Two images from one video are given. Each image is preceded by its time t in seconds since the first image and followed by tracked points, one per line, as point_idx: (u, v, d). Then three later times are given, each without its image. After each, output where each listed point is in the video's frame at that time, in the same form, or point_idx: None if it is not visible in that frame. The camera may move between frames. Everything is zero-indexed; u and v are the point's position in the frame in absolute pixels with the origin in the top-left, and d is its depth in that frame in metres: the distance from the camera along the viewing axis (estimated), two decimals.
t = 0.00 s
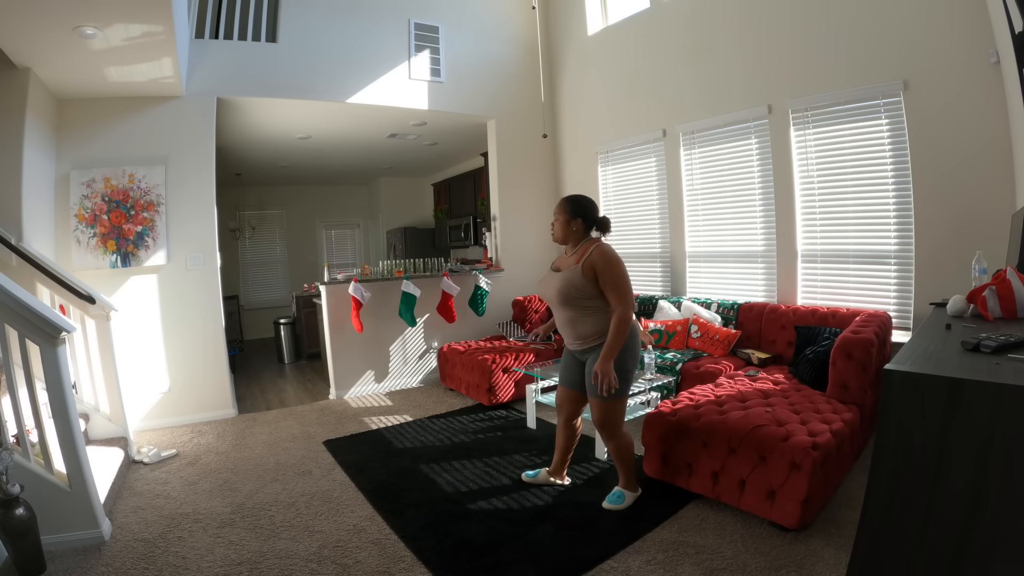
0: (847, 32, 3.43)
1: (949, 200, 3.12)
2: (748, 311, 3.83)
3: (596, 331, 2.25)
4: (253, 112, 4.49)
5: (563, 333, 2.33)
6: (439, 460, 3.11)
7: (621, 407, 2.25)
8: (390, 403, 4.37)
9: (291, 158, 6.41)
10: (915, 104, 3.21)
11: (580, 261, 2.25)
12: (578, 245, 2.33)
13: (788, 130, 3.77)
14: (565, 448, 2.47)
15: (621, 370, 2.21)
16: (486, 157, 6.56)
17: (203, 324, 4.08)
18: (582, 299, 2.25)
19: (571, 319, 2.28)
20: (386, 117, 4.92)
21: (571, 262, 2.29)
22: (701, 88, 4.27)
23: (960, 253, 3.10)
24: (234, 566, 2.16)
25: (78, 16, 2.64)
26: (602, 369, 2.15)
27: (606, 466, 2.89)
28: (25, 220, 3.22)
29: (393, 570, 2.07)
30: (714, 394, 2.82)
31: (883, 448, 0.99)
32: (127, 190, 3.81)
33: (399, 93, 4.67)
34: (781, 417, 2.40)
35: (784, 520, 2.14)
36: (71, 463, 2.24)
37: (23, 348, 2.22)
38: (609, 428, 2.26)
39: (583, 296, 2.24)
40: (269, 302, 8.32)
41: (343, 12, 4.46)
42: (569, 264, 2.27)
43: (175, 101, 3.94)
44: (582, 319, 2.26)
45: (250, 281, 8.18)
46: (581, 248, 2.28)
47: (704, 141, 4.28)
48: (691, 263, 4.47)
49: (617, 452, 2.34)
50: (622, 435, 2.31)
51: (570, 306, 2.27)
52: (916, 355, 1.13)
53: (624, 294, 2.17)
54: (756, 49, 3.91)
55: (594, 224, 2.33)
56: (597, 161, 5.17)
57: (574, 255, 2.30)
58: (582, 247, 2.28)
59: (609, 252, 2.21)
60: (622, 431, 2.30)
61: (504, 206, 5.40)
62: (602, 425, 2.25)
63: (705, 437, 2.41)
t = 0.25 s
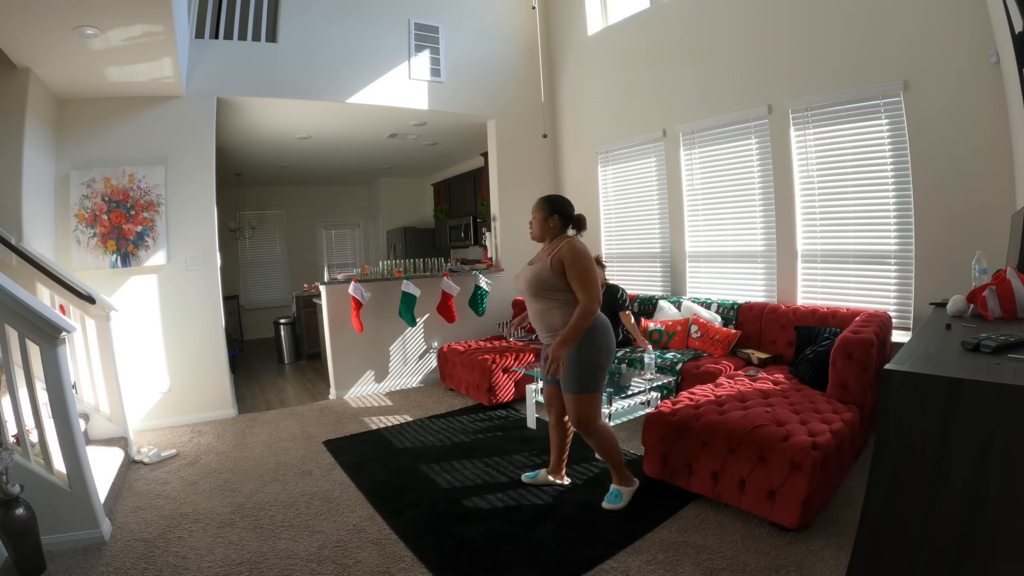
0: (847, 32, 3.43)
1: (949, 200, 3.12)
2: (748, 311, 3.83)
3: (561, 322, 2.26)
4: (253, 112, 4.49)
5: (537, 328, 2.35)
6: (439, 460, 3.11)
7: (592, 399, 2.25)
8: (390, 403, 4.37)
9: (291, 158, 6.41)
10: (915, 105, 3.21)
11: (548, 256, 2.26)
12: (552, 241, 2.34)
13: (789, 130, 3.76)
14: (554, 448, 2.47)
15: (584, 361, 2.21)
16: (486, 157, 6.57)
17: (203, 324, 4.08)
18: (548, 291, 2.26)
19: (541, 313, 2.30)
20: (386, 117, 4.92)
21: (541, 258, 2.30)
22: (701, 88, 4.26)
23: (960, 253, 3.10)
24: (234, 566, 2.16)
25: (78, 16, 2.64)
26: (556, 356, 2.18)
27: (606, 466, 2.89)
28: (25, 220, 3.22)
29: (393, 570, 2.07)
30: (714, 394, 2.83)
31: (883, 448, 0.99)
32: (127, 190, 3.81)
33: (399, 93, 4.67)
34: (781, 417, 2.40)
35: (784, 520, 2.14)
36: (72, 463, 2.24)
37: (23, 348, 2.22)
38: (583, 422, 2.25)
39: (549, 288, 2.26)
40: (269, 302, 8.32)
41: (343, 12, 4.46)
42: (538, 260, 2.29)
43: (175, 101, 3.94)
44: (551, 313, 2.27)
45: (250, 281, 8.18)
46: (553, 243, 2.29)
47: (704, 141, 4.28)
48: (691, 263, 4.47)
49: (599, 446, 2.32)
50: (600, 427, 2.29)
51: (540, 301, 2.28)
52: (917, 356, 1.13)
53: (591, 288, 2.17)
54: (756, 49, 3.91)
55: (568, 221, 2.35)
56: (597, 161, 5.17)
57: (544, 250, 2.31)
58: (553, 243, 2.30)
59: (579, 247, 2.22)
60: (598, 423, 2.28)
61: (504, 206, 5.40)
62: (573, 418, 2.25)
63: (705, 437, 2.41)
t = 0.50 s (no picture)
0: (847, 32, 3.43)
1: (949, 200, 3.12)
2: (748, 311, 3.83)
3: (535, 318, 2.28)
4: (253, 112, 4.49)
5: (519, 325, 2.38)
6: (439, 460, 3.11)
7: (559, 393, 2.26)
8: (389, 403, 4.37)
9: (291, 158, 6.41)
10: (915, 105, 3.21)
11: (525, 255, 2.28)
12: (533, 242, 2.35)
13: (789, 130, 3.76)
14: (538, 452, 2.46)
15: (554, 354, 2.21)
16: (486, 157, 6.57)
17: (203, 324, 4.08)
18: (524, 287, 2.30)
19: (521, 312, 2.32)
20: (386, 117, 4.92)
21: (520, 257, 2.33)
22: (701, 88, 4.26)
23: (960, 253, 3.10)
24: (234, 566, 2.16)
25: (78, 16, 2.64)
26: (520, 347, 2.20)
27: (606, 466, 2.89)
28: (25, 220, 3.22)
29: (393, 570, 2.07)
30: (714, 394, 2.83)
31: (883, 449, 0.99)
32: (127, 190, 3.81)
33: (399, 93, 4.67)
34: (781, 417, 2.40)
35: (784, 520, 2.14)
36: (72, 463, 2.24)
37: (23, 348, 2.22)
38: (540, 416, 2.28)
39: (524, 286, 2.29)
40: (269, 302, 8.32)
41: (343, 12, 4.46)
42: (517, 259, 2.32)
43: (175, 101, 3.94)
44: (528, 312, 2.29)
45: (250, 281, 8.18)
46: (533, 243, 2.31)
47: (704, 141, 4.28)
48: (691, 263, 4.47)
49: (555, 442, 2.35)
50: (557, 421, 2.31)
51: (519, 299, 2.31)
52: (916, 356, 1.13)
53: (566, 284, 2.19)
54: (756, 49, 3.91)
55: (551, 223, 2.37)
56: (597, 161, 5.17)
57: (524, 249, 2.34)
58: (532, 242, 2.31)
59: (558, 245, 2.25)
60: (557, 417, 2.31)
61: (504, 206, 5.40)
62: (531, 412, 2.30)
63: (705, 437, 2.41)
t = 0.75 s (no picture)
0: (847, 32, 3.43)
1: (949, 200, 3.12)
2: (748, 311, 3.83)
3: (516, 319, 2.31)
4: (253, 111, 4.49)
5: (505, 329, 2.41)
6: (439, 461, 3.11)
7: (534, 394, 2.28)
8: (390, 403, 4.37)
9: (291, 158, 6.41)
10: (915, 105, 3.21)
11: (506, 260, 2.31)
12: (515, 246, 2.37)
13: (789, 130, 3.77)
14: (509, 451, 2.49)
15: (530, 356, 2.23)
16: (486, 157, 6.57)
17: (203, 325, 4.08)
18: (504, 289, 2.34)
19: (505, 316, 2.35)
20: (386, 117, 4.92)
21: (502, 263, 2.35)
22: (701, 88, 4.26)
23: (960, 253, 3.10)
24: (234, 566, 2.16)
25: (78, 17, 2.64)
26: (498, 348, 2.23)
27: (606, 466, 2.89)
28: (25, 220, 3.22)
29: (393, 570, 2.07)
30: (715, 394, 2.83)
31: (883, 449, 0.99)
32: (127, 190, 3.80)
33: (399, 93, 4.67)
34: (781, 417, 2.40)
35: (785, 520, 2.14)
36: (72, 463, 2.24)
37: (23, 348, 2.22)
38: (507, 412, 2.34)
39: (504, 288, 2.32)
40: (269, 302, 8.32)
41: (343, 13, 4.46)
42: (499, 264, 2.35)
43: (175, 101, 3.94)
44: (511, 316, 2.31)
45: (250, 281, 8.18)
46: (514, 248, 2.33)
47: (704, 141, 4.28)
48: (691, 263, 4.47)
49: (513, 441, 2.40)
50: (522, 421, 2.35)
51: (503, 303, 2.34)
52: (916, 356, 1.13)
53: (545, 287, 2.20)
54: (756, 49, 3.91)
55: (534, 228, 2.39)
56: (597, 161, 5.17)
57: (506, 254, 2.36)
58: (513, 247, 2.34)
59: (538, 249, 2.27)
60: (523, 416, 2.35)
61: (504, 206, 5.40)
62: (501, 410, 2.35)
63: (705, 437, 2.41)
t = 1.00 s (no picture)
0: (847, 32, 3.43)
1: (949, 200, 3.12)
2: (748, 311, 3.83)
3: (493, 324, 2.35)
4: (253, 112, 4.49)
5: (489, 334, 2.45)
6: (439, 460, 3.11)
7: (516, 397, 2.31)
8: (389, 403, 4.37)
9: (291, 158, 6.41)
10: (915, 105, 3.21)
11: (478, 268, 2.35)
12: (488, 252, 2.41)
13: (789, 130, 3.76)
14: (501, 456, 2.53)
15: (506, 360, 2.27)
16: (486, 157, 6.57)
17: (203, 325, 4.08)
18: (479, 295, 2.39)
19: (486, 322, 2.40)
20: (386, 117, 4.92)
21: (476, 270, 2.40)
22: (701, 88, 4.26)
23: (960, 253, 3.10)
24: (234, 566, 2.16)
25: (78, 17, 2.64)
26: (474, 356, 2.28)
27: (606, 466, 2.89)
28: (25, 220, 3.22)
29: (393, 570, 2.07)
30: (714, 394, 2.83)
31: (883, 449, 0.99)
32: (127, 190, 3.80)
33: (399, 93, 4.67)
34: (781, 417, 2.40)
35: (785, 520, 2.14)
36: (71, 463, 2.24)
37: (23, 348, 2.22)
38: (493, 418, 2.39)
39: (478, 293, 2.37)
40: (269, 302, 8.32)
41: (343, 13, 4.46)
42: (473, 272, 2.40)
43: (175, 101, 3.94)
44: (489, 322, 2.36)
45: (250, 281, 8.18)
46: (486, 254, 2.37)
47: (704, 141, 4.28)
48: (691, 263, 4.47)
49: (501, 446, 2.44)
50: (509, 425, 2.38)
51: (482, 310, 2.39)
52: (917, 356, 1.13)
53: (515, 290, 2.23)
54: (756, 49, 3.91)
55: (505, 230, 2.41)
56: (597, 161, 5.17)
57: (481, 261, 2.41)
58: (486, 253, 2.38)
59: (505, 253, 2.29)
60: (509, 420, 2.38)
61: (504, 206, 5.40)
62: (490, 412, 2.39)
63: (705, 437, 2.41)
